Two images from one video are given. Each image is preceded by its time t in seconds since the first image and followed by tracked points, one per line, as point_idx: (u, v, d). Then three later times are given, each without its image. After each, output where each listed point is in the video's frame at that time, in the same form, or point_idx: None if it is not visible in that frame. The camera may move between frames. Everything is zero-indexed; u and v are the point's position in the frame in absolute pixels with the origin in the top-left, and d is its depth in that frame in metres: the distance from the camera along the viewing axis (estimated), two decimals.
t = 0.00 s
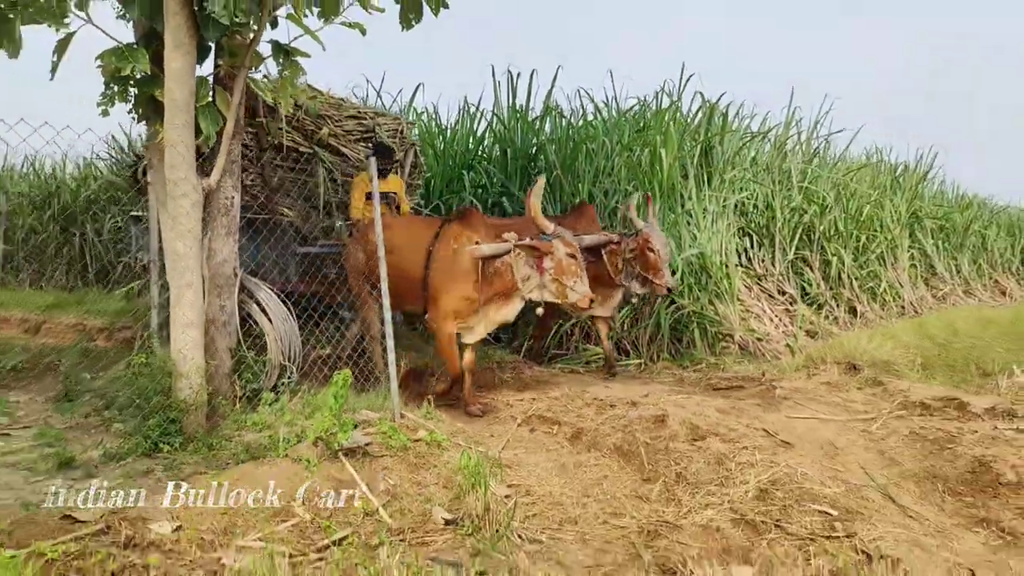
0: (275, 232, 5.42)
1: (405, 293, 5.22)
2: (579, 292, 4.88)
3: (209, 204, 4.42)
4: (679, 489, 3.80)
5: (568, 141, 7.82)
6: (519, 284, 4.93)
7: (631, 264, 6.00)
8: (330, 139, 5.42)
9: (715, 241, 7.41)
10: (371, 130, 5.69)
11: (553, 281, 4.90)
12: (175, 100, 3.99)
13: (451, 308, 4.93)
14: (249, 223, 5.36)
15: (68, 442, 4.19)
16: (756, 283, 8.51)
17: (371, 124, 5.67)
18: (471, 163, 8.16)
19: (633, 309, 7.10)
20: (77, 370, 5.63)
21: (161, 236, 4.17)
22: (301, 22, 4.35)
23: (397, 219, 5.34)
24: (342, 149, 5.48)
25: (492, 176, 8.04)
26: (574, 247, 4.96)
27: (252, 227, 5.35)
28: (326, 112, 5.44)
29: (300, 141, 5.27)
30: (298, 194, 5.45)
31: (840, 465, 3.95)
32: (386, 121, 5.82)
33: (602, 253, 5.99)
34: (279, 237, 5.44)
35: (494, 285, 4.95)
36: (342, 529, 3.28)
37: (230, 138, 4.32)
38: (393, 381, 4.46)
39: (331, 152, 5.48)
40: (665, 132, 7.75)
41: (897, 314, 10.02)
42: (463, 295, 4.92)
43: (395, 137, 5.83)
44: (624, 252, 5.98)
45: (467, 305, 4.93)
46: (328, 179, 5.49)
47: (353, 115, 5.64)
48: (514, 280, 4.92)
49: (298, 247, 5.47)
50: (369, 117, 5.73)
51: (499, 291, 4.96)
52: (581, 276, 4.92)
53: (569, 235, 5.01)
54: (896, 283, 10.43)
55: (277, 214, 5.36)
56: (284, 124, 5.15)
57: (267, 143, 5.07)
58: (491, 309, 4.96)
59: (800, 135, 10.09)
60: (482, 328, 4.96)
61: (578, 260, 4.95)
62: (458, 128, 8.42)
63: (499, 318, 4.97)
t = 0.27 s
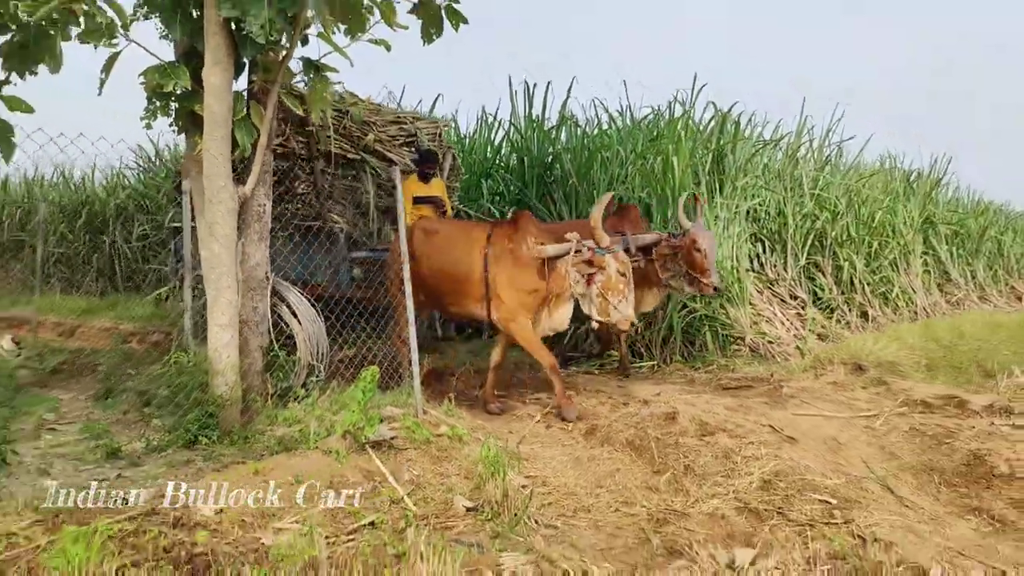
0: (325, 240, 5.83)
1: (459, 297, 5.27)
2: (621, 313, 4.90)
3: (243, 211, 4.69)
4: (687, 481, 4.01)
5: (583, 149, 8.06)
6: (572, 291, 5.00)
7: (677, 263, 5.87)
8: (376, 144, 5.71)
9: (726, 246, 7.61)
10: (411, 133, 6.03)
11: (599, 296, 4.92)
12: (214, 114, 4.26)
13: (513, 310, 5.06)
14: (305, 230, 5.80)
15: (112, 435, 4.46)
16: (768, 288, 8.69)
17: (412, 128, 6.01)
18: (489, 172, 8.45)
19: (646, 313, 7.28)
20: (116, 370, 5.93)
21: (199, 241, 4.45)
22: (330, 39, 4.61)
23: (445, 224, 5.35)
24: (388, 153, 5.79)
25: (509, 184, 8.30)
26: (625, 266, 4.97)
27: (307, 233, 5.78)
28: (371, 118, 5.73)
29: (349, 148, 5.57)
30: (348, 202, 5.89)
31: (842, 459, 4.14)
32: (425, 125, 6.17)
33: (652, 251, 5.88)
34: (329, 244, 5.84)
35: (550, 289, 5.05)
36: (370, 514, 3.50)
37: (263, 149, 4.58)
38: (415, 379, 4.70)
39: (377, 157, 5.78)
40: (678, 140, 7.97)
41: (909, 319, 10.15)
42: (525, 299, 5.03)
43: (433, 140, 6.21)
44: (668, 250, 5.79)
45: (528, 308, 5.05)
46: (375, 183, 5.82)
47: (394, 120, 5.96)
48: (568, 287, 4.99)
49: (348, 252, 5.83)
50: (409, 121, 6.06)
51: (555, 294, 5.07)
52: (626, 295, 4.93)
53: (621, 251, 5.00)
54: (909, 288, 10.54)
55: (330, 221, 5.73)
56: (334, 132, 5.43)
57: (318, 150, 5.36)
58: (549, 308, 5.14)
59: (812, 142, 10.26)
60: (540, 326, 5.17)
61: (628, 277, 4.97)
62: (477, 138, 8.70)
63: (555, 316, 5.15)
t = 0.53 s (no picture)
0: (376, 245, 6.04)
1: (504, 300, 5.31)
2: (672, 300, 5.02)
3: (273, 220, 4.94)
4: (698, 475, 4.21)
5: (597, 157, 8.27)
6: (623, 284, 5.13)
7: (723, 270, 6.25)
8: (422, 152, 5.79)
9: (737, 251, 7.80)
10: (455, 141, 6.11)
11: (650, 283, 5.06)
12: (248, 129, 4.52)
13: (561, 308, 5.17)
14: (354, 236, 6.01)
15: (153, 432, 4.72)
16: (778, 291, 8.87)
17: (457, 135, 6.08)
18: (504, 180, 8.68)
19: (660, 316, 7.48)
20: (151, 372, 6.20)
21: (234, 249, 4.70)
22: (356, 58, 4.84)
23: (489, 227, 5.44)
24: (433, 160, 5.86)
25: (524, 191, 8.53)
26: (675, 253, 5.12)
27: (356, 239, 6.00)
28: (417, 126, 5.80)
29: (396, 155, 5.64)
30: (395, 210, 6.00)
31: (846, 454, 4.33)
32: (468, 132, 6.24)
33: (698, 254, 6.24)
34: (379, 249, 6.05)
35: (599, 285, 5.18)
36: (399, 504, 3.73)
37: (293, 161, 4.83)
38: (438, 380, 4.93)
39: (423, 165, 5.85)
40: (689, 147, 8.18)
41: (920, 321, 10.28)
42: (576, 296, 5.16)
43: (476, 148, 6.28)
44: (715, 256, 6.12)
45: (576, 305, 5.18)
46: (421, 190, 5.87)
47: (439, 128, 6.03)
48: (619, 279, 5.13)
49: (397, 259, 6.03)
50: (453, 129, 6.14)
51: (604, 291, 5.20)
52: (677, 283, 5.05)
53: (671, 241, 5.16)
54: (920, 290, 10.67)
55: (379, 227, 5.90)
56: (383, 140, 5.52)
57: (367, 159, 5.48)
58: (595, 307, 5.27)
59: (822, 148, 10.44)
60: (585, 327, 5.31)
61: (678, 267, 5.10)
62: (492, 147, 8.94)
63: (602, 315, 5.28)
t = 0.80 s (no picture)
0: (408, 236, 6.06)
1: (539, 287, 5.52)
2: (713, 299, 5.10)
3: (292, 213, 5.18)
4: (698, 449, 4.47)
5: (598, 149, 8.58)
6: (664, 278, 5.26)
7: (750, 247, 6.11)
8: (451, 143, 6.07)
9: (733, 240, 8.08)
10: (483, 132, 6.38)
11: (693, 282, 5.17)
12: (270, 126, 4.75)
13: (595, 296, 5.38)
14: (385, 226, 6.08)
15: (181, 413, 4.98)
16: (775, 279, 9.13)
17: (485, 127, 6.35)
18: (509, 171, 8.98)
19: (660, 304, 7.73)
20: (172, 358, 6.46)
21: (256, 240, 4.94)
22: (370, 57, 5.07)
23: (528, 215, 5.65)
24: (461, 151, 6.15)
25: (528, 184, 8.84)
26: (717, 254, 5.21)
27: (386, 230, 6.06)
28: (446, 119, 6.09)
29: (425, 146, 5.92)
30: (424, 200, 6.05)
31: (837, 429, 4.60)
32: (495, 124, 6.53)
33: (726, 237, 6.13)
34: (409, 240, 6.10)
35: (636, 277, 5.33)
36: (418, 473, 3.99)
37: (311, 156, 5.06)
38: (451, 362, 5.18)
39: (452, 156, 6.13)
40: (688, 139, 8.42)
41: (913, 308, 10.54)
42: (612, 287, 5.35)
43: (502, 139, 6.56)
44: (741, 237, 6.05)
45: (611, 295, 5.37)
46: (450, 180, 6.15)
47: (467, 120, 6.31)
48: (660, 273, 5.26)
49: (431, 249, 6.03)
50: (482, 120, 6.42)
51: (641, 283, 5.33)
52: (719, 284, 5.13)
53: (715, 239, 5.26)
54: (914, 278, 10.93)
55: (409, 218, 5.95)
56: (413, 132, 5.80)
57: (399, 149, 5.71)
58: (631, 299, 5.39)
59: (817, 139, 10.69)
60: (619, 319, 5.42)
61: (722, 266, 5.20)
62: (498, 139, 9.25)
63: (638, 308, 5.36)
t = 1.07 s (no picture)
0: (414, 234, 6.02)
1: (551, 283, 5.45)
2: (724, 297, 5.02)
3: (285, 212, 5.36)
4: (674, 438, 4.71)
5: (579, 150, 8.83)
6: (673, 276, 5.19)
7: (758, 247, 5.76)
8: (457, 140, 6.12)
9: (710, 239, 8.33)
10: (491, 129, 6.42)
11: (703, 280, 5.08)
12: (264, 129, 4.94)
13: (604, 295, 5.28)
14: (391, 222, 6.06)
15: (177, 406, 5.15)
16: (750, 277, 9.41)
17: (493, 124, 6.39)
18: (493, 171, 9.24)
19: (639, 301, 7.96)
20: (164, 354, 6.63)
21: (250, 238, 5.13)
22: (361, 63, 5.24)
23: (542, 211, 5.57)
24: (468, 148, 6.19)
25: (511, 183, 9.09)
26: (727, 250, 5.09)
27: (390, 227, 6.04)
28: (453, 116, 6.15)
29: (430, 142, 5.99)
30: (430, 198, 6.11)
31: (806, 419, 4.85)
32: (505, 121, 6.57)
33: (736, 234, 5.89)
34: (415, 239, 6.03)
35: (646, 276, 5.23)
36: (410, 458, 4.20)
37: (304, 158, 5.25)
38: (438, 357, 5.38)
39: (458, 154, 6.19)
40: (665, 141, 8.66)
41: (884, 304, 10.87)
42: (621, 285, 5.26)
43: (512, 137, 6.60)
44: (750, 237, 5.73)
45: (621, 293, 5.27)
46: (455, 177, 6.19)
47: (476, 117, 6.35)
48: (668, 271, 5.19)
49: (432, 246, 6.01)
50: (487, 118, 6.42)
51: (650, 282, 5.24)
52: (729, 281, 5.02)
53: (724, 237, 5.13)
54: (884, 275, 11.26)
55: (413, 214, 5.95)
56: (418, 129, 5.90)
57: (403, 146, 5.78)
58: (641, 299, 5.29)
59: (791, 140, 10.99)
60: (630, 318, 5.29)
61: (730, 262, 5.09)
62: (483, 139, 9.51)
63: (647, 308, 5.27)
